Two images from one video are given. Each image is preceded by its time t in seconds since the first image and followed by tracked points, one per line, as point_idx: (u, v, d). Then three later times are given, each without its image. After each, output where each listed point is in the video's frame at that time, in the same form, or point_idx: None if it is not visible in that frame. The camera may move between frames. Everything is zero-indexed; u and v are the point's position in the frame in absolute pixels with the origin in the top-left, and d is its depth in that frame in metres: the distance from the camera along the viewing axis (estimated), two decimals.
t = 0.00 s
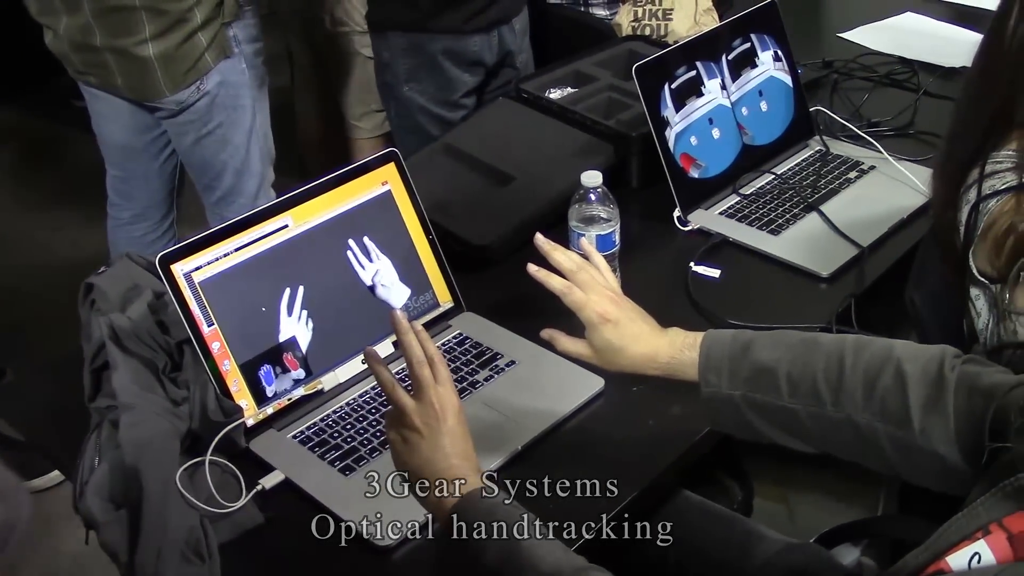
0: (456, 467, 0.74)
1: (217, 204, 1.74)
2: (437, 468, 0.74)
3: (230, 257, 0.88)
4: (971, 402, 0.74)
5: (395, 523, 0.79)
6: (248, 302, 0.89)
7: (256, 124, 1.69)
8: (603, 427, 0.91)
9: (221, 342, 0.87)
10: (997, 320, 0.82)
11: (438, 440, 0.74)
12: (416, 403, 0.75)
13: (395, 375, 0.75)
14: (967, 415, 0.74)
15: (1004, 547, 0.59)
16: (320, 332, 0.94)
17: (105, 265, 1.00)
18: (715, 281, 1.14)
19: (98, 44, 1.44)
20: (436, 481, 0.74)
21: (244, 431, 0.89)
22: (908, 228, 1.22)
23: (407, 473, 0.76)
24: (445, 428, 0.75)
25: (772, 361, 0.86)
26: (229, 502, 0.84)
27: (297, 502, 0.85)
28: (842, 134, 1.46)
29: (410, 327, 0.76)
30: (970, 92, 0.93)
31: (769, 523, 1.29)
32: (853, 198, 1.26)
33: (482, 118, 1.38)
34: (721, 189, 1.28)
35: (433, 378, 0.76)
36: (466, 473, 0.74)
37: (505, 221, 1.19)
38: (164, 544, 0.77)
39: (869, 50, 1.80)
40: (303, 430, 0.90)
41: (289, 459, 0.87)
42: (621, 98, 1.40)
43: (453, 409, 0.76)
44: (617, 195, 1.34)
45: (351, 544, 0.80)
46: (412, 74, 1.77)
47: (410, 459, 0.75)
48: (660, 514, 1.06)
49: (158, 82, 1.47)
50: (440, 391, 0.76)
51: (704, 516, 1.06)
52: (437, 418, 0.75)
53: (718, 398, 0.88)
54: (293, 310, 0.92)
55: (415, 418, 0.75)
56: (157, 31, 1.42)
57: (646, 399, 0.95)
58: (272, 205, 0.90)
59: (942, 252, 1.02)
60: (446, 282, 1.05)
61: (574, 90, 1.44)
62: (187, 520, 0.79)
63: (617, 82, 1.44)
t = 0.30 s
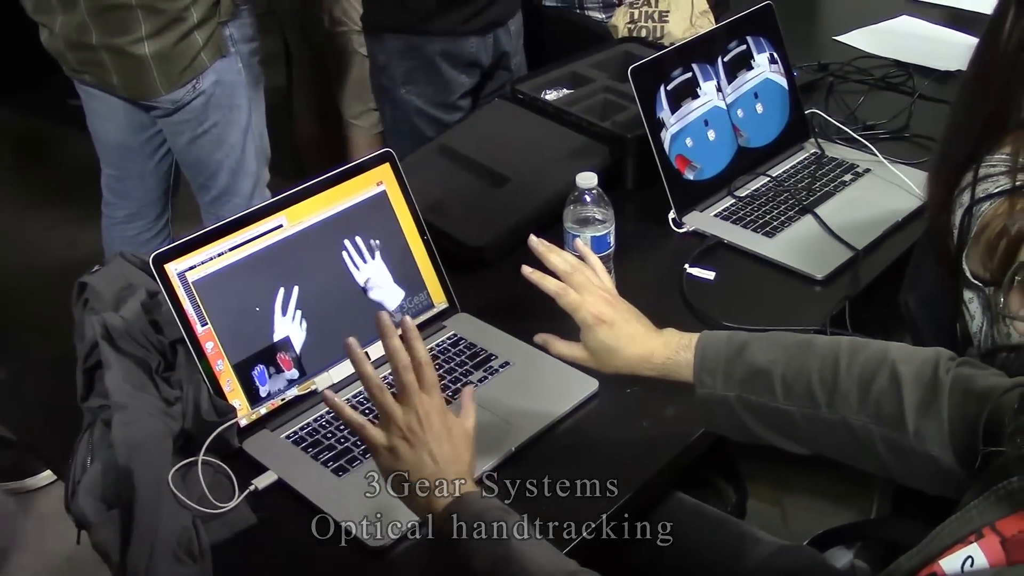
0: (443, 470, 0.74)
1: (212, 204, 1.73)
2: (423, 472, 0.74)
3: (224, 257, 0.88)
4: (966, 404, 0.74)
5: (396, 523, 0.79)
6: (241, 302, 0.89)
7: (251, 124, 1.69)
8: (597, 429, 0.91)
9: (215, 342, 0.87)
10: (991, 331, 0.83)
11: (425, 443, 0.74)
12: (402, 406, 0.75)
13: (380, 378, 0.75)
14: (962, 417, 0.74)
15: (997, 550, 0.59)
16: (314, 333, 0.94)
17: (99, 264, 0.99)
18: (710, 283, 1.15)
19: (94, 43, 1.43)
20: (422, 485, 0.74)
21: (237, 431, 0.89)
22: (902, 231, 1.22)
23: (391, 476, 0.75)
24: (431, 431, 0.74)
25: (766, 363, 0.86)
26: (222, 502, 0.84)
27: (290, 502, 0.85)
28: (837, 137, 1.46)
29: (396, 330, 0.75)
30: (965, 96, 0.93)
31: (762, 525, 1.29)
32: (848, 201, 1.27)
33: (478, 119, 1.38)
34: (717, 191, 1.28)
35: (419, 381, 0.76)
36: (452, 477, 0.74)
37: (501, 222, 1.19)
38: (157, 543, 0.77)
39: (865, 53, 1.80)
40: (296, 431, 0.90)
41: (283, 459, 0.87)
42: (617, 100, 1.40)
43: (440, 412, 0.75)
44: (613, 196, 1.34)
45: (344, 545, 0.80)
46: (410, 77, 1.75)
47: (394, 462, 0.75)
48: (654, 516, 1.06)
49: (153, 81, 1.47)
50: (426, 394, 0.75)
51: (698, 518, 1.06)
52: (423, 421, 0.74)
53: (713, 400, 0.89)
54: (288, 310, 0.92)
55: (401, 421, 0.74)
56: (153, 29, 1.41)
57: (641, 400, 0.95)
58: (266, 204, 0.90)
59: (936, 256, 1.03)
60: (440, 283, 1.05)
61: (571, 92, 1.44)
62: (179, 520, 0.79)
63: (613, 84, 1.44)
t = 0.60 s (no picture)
0: (439, 468, 0.74)
1: (210, 202, 1.73)
2: (418, 469, 0.73)
3: (221, 256, 0.87)
4: (963, 406, 0.74)
5: (395, 523, 0.79)
6: (238, 301, 0.89)
7: (250, 123, 1.68)
8: (594, 429, 0.91)
9: (211, 341, 0.87)
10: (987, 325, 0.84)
11: (421, 441, 0.74)
12: (399, 402, 0.75)
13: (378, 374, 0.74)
14: (960, 418, 0.74)
15: (993, 552, 0.59)
16: (311, 332, 0.94)
17: (95, 262, 0.99)
18: (708, 283, 1.14)
19: (92, 41, 1.43)
20: (418, 483, 0.74)
21: (233, 431, 0.88)
22: (900, 232, 1.22)
23: (386, 472, 0.75)
24: (428, 429, 0.74)
25: (765, 363, 0.86)
26: (218, 502, 0.83)
27: (287, 502, 0.84)
28: (836, 137, 1.46)
29: (395, 326, 0.75)
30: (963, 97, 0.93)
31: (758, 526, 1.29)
32: (847, 202, 1.27)
33: (476, 119, 1.38)
34: (715, 192, 1.28)
35: (416, 378, 0.75)
36: (449, 474, 0.74)
37: (498, 222, 1.19)
38: (153, 543, 0.76)
39: (863, 54, 1.80)
40: (292, 430, 0.90)
41: (279, 459, 0.87)
42: (615, 100, 1.40)
43: (437, 410, 0.75)
44: (611, 197, 1.34)
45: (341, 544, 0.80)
46: (404, 78, 1.76)
47: (390, 459, 0.74)
48: (650, 517, 1.06)
49: (152, 80, 1.47)
50: (424, 391, 0.75)
51: (695, 519, 1.06)
52: (420, 418, 0.74)
53: (710, 399, 0.88)
54: (285, 309, 0.92)
55: (397, 418, 0.74)
56: (152, 28, 1.41)
57: (638, 401, 0.94)
58: (263, 203, 0.90)
59: (934, 258, 1.02)
60: (438, 282, 1.05)
61: (568, 92, 1.44)
62: (175, 519, 0.79)
63: (611, 84, 1.44)
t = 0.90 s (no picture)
0: (438, 468, 0.74)
1: (210, 202, 1.73)
2: (417, 469, 0.73)
3: (220, 256, 0.87)
4: (964, 405, 0.75)
5: (393, 525, 0.79)
6: (238, 301, 0.89)
7: (250, 122, 1.68)
8: (593, 429, 0.91)
9: (211, 341, 0.87)
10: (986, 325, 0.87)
11: (421, 442, 0.74)
12: (399, 402, 0.75)
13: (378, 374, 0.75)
14: (961, 417, 0.75)
15: (992, 551, 0.59)
16: (310, 332, 0.94)
17: (96, 262, 0.99)
18: (708, 283, 1.14)
19: (92, 40, 1.43)
20: (417, 482, 0.74)
21: (233, 431, 0.88)
22: (899, 232, 1.22)
23: (385, 472, 0.75)
24: (427, 429, 0.74)
25: (765, 362, 0.86)
26: (218, 502, 0.83)
27: (287, 502, 0.84)
28: (836, 137, 1.46)
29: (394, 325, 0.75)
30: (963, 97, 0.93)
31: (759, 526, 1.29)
32: (847, 202, 1.27)
33: (476, 118, 1.38)
34: (715, 192, 1.28)
35: (416, 377, 0.76)
36: (448, 474, 0.74)
37: (497, 222, 1.19)
38: (152, 543, 0.76)
39: (864, 53, 1.80)
40: (292, 430, 0.90)
41: (279, 459, 0.87)
42: (615, 100, 1.40)
43: (436, 410, 0.75)
44: (611, 197, 1.34)
45: (341, 544, 0.80)
46: (403, 76, 1.76)
47: (388, 459, 0.74)
48: (650, 517, 1.06)
49: (152, 80, 1.47)
50: (423, 391, 0.75)
51: (694, 519, 1.05)
52: (419, 418, 0.74)
53: (711, 399, 0.88)
54: (285, 309, 0.92)
55: (397, 417, 0.74)
56: (152, 27, 1.41)
57: (638, 400, 0.94)
58: (262, 203, 0.90)
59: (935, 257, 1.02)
60: (437, 282, 1.05)
61: (569, 91, 1.44)
62: (174, 520, 0.79)
63: (611, 84, 1.44)
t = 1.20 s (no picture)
0: (441, 463, 0.73)
1: (212, 199, 1.73)
2: (421, 462, 0.73)
3: (222, 254, 0.88)
4: (965, 407, 0.75)
5: (391, 523, 0.79)
6: (239, 299, 0.89)
7: (253, 120, 1.68)
8: (593, 429, 0.91)
9: (212, 339, 0.87)
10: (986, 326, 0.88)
11: (427, 434, 0.74)
12: (410, 393, 0.75)
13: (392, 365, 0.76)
14: (961, 419, 0.75)
15: (991, 553, 0.59)
16: (311, 330, 0.94)
17: (97, 258, 0.99)
18: (709, 285, 1.14)
19: (96, 37, 1.43)
20: (419, 476, 0.73)
21: (233, 428, 0.89)
22: (901, 234, 1.22)
23: (392, 465, 0.76)
24: (434, 423, 0.74)
25: (766, 363, 0.86)
26: (217, 499, 0.84)
27: (286, 501, 0.84)
28: (837, 139, 1.46)
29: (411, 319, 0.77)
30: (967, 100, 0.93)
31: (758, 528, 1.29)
32: (848, 204, 1.27)
33: (478, 118, 1.38)
34: (717, 193, 1.28)
35: (430, 371, 0.76)
36: (450, 470, 0.73)
37: (499, 222, 1.19)
38: (151, 541, 0.76)
39: (865, 56, 1.81)
40: (293, 428, 0.90)
41: (279, 457, 0.87)
42: (617, 101, 1.40)
43: (445, 405, 0.75)
44: (612, 197, 1.34)
45: (339, 542, 0.80)
46: (406, 73, 1.76)
47: (396, 451, 0.75)
48: (649, 518, 1.06)
49: (155, 78, 1.47)
50: (435, 385, 0.76)
51: (692, 520, 1.06)
52: (428, 412, 0.74)
53: (711, 400, 0.88)
54: (286, 307, 0.92)
55: (406, 408, 0.75)
56: (156, 24, 1.41)
57: (638, 401, 0.95)
58: (265, 201, 0.90)
59: (936, 260, 1.02)
60: (439, 282, 1.05)
61: (571, 92, 1.44)
62: (174, 517, 0.79)
63: (613, 85, 1.44)
